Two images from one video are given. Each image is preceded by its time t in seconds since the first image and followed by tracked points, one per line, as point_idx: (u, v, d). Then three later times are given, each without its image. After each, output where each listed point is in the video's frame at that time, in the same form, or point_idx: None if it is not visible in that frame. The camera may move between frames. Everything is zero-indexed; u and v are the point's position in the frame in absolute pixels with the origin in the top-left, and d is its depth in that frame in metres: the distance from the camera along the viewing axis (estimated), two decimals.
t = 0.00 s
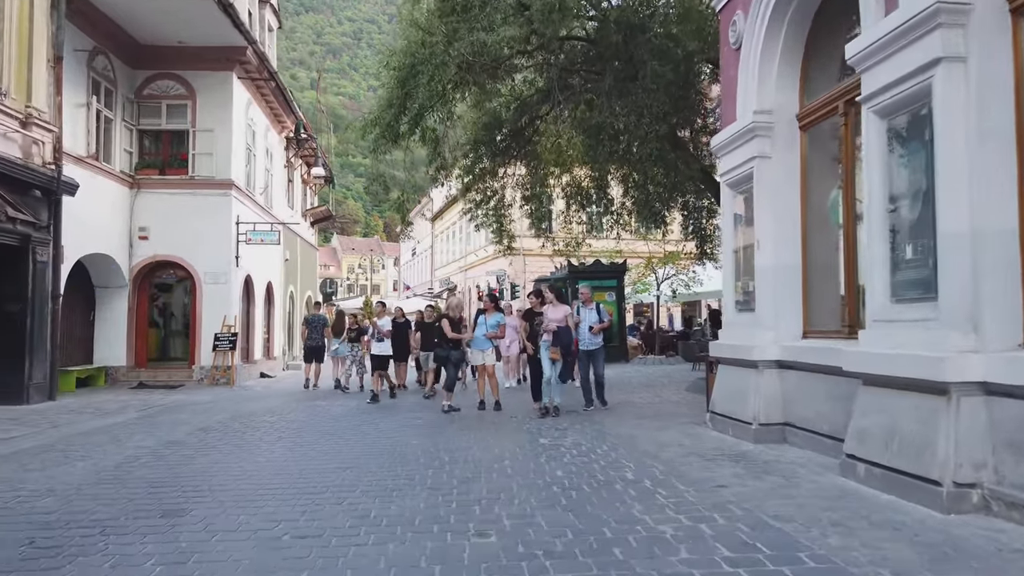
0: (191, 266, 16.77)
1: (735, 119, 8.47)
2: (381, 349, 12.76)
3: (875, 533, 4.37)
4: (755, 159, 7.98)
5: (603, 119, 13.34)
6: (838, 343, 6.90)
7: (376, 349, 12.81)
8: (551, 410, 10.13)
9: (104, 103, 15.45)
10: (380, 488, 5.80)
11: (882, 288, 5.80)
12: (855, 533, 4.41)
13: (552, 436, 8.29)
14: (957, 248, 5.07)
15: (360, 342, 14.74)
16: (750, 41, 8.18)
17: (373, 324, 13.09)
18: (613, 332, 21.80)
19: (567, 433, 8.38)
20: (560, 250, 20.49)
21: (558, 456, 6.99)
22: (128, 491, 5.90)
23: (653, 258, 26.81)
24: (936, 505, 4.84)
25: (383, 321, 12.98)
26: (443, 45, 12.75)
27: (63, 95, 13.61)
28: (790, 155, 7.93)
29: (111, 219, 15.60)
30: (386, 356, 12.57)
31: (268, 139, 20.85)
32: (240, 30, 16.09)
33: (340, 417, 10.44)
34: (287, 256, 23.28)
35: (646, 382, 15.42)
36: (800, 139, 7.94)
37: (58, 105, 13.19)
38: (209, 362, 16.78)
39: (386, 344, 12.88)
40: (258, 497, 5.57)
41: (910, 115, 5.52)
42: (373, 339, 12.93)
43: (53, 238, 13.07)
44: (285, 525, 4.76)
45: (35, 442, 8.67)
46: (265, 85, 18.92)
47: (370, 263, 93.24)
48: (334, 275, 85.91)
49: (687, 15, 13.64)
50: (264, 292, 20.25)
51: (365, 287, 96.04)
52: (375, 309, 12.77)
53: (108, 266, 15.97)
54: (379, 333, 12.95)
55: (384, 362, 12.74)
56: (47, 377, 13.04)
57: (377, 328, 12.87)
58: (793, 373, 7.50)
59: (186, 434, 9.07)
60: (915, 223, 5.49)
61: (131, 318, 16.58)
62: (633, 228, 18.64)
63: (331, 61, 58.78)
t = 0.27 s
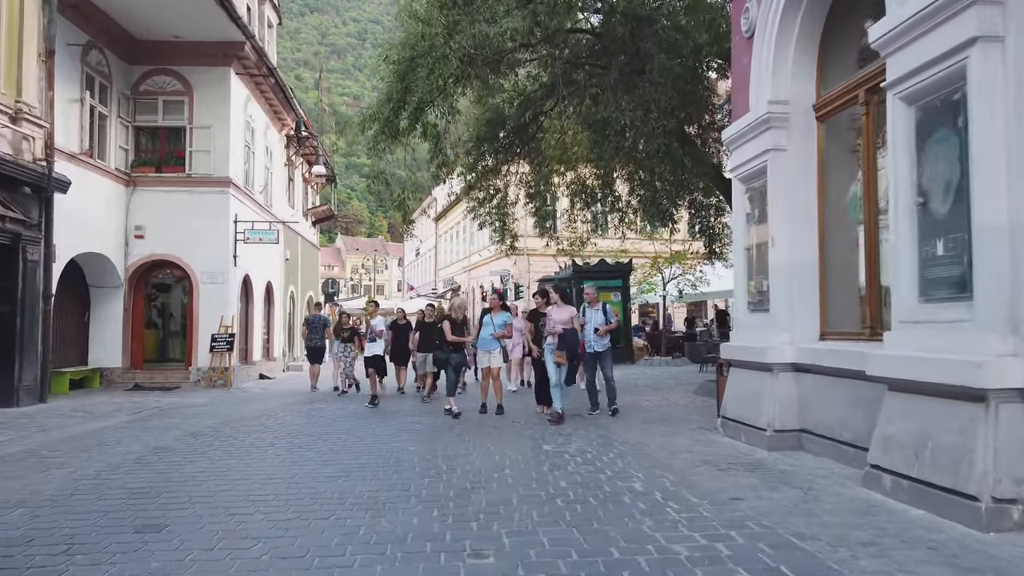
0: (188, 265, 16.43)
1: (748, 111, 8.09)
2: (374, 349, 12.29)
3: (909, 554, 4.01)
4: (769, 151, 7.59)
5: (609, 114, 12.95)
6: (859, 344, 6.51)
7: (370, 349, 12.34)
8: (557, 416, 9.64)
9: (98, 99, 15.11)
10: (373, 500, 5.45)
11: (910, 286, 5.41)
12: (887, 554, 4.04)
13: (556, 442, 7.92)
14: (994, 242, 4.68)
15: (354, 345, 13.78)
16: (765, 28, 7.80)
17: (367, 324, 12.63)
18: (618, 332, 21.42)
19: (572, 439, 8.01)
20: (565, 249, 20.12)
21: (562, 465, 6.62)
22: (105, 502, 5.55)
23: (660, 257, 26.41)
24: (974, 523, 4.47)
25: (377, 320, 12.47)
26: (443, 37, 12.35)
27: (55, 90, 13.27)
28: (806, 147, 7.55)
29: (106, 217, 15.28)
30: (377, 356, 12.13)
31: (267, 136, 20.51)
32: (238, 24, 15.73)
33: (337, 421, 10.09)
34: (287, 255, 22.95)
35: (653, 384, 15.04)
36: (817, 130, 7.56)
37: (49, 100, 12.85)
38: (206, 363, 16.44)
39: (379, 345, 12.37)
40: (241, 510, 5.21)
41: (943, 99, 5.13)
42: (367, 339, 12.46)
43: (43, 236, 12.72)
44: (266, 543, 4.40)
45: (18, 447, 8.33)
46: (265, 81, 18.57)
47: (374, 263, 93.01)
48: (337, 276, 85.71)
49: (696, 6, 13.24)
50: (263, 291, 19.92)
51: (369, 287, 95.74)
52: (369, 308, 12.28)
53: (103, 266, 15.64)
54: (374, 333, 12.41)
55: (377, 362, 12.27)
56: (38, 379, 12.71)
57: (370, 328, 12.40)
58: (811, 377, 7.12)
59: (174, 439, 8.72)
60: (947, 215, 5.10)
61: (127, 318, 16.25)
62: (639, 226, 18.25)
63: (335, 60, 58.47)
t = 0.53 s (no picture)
0: (181, 268, 16.06)
1: (760, 105, 7.68)
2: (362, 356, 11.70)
3: None
4: (783, 147, 7.18)
5: (612, 112, 12.55)
6: (881, 352, 6.11)
7: (358, 356, 11.75)
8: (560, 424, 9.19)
9: (89, 98, 14.76)
10: (358, 519, 5.05)
11: (941, 289, 5.00)
12: None
13: (556, 453, 7.52)
14: None
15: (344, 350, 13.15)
16: (778, 18, 7.40)
17: (357, 329, 12.03)
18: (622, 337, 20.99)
19: (574, 451, 7.61)
20: (567, 252, 19.71)
21: (564, 479, 6.22)
22: (72, 521, 5.16)
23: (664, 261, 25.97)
24: (1016, 548, 4.07)
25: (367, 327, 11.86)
26: (441, 32, 11.91)
27: (43, 89, 12.91)
28: (822, 143, 7.13)
29: (97, 219, 14.92)
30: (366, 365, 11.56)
31: (264, 137, 20.14)
32: (233, 22, 15.37)
33: (330, 429, 9.69)
34: (285, 258, 22.57)
35: (657, 390, 14.62)
36: (833, 126, 7.15)
37: (37, 98, 12.49)
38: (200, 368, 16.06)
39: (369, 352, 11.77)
40: (217, 530, 4.83)
41: (976, 86, 4.73)
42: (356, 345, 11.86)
43: (30, 238, 12.34)
44: (237, 570, 4.01)
45: None
46: (261, 81, 18.21)
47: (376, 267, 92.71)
48: (340, 279, 85.41)
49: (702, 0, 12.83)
50: (260, 295, 19.55)
51: (371, 291, 95.42)
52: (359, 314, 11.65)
53: (95, 269, 15.28)
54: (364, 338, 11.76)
55: (366, 370, 11.69)
56: (25, 385, 12.33)
57: (360, 334, 11.80)
58: (828, 385, 6.70)
59: (157, 449, 8.33)
60: (982, 212, 4.69)
61: (120, 323, 15.88)
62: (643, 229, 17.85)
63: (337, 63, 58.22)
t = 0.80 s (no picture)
0: (172, 267, 15.68)
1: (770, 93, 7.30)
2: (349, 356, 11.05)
3: None
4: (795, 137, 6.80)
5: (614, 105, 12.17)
6: (902, 354, 5.71)
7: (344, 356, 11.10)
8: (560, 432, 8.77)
9: (77, 92, 14.40)
10: (339, 536, 4.66)
11: (971, 287, 4.61)
12: None
13: (555, 461, 7.13)
14: None
15: (333, 351, 12.48)
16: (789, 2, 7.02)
17: (344, 328, 11.45)
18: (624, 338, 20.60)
19: (574, 458, 7.23)
20: (568, 251, 19.33)
21: (562, 491, 5.83)
22: (30, 538, 4.79)
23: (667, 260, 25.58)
24: None
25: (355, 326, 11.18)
26: (437, 22, 11.55)
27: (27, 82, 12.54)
28: (837, 133, 6.75)
29: (85, 217, 14.55)
30: (352, 365, 10.95)
31: (260, 134, 19.77)
32: (225, 15, 14.99)
33: (320, 434, 9.32)
34: (281, 257, 22.20)
35: (660, 392, 14.25)
36: (849, 115, 6.76)
37: (21, 92, 12.10)
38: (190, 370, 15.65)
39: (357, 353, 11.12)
40: (183, 549, 4.44)
41: (1011, 65, 4.34)
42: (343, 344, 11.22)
43: (13, 236, 11.97)
44: None
45: None
46: (255, 76, 17.84)
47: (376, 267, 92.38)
48: (340, 280, 85.12)
49: None
50: (254, 295, 19.18)
51: (372, 292, 95.09)
52: (347, 314, 11.01)
53: (83, 268, 14.92)
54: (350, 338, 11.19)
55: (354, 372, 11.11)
56: (9, 387, 11.97)
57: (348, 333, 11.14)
58: (843, 390, 6.31)
59: (137, 456, 7.96)
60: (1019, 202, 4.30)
61: (110, 323, 15.52)
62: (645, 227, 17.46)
63: (337, 62, 57.90)
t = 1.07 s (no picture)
0: (163, 266, 15.30)
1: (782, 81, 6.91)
2: (335, 362, 10.32)
3: None
4: (809, 126, 6.41)
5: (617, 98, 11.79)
6: (928, 357, 5.32)
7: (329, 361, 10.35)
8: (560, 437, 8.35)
9: (64, 86, 14.02)
10: (319, 557, 4.27)
11: (1010, 284, 4.22)
12: None
13: (555, 470, 6.73)
14: None
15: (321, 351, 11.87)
16: None
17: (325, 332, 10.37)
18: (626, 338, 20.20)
19: (575, 467, 6.83)
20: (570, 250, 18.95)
21: (563, 503, 5.44)
22: None
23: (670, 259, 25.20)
24: None
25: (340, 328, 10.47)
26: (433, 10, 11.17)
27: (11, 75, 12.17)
28: (854, 122, 6.36)
29: (74, 214, 14.17)
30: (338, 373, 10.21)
31: (255, 131, 19.39)
32: (217, 7, 14.62)
33: (311, 440, 8.93)
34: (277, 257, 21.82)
35: (664, 394, 13.85)
36: (867, 103, 6.37)
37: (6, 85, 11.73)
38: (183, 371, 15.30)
39: (342, 357, 10.41)
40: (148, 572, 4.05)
41: None
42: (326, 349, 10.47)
43: None
44: None
45: None
46: (249, 71, 17.47)
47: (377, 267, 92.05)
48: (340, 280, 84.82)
49: None
50: (249, 295, 18.80)
51: (373, 292, 94.75)
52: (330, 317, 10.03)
53: (73, 267, 14.54)
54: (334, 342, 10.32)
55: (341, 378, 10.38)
56: None
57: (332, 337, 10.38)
58: (863, 394, 5.91)
59: (116, 464, 7.57)
60: None
61: (99, 324, 15.14)
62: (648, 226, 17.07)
63: (337, 62, 57.58)
